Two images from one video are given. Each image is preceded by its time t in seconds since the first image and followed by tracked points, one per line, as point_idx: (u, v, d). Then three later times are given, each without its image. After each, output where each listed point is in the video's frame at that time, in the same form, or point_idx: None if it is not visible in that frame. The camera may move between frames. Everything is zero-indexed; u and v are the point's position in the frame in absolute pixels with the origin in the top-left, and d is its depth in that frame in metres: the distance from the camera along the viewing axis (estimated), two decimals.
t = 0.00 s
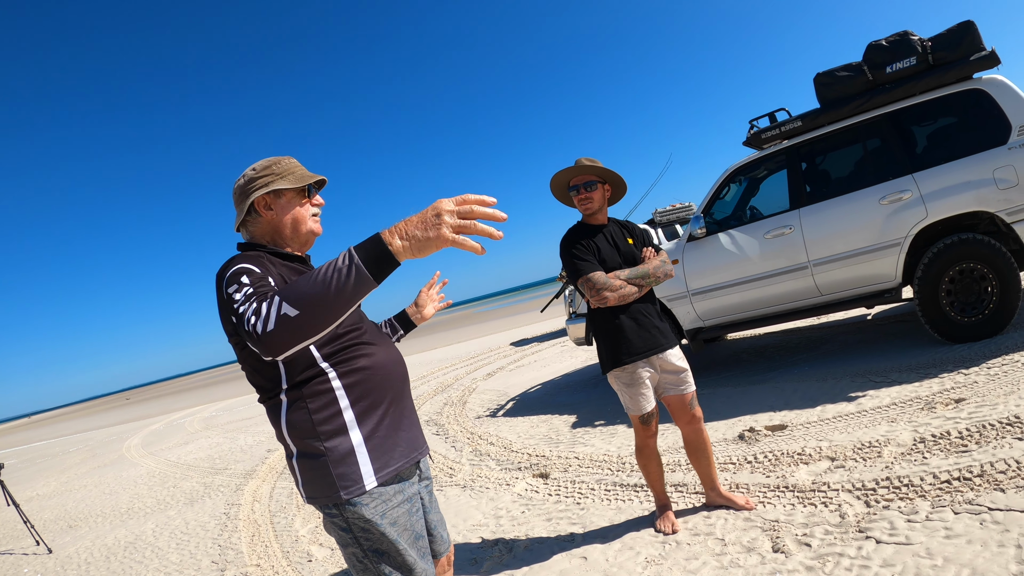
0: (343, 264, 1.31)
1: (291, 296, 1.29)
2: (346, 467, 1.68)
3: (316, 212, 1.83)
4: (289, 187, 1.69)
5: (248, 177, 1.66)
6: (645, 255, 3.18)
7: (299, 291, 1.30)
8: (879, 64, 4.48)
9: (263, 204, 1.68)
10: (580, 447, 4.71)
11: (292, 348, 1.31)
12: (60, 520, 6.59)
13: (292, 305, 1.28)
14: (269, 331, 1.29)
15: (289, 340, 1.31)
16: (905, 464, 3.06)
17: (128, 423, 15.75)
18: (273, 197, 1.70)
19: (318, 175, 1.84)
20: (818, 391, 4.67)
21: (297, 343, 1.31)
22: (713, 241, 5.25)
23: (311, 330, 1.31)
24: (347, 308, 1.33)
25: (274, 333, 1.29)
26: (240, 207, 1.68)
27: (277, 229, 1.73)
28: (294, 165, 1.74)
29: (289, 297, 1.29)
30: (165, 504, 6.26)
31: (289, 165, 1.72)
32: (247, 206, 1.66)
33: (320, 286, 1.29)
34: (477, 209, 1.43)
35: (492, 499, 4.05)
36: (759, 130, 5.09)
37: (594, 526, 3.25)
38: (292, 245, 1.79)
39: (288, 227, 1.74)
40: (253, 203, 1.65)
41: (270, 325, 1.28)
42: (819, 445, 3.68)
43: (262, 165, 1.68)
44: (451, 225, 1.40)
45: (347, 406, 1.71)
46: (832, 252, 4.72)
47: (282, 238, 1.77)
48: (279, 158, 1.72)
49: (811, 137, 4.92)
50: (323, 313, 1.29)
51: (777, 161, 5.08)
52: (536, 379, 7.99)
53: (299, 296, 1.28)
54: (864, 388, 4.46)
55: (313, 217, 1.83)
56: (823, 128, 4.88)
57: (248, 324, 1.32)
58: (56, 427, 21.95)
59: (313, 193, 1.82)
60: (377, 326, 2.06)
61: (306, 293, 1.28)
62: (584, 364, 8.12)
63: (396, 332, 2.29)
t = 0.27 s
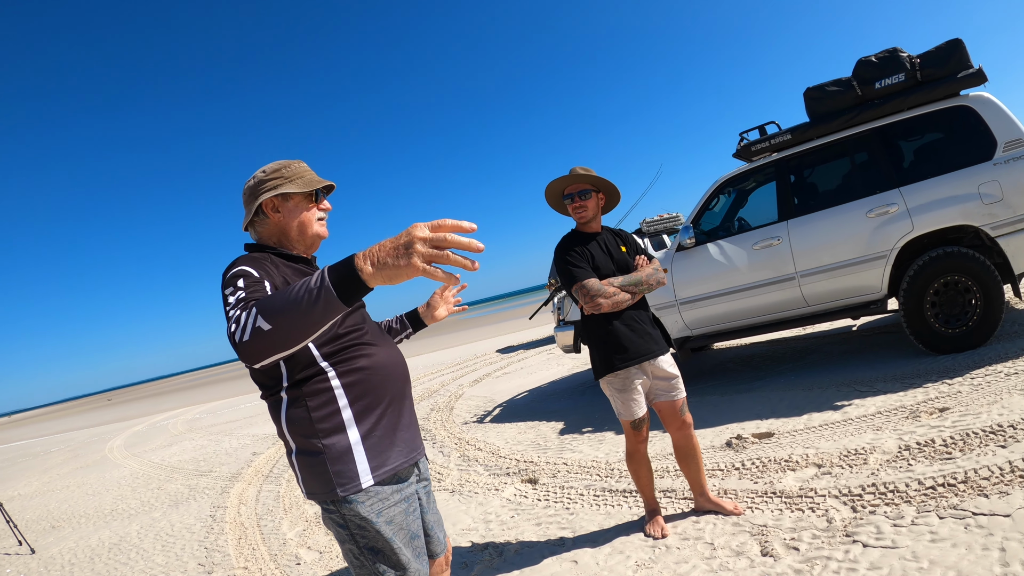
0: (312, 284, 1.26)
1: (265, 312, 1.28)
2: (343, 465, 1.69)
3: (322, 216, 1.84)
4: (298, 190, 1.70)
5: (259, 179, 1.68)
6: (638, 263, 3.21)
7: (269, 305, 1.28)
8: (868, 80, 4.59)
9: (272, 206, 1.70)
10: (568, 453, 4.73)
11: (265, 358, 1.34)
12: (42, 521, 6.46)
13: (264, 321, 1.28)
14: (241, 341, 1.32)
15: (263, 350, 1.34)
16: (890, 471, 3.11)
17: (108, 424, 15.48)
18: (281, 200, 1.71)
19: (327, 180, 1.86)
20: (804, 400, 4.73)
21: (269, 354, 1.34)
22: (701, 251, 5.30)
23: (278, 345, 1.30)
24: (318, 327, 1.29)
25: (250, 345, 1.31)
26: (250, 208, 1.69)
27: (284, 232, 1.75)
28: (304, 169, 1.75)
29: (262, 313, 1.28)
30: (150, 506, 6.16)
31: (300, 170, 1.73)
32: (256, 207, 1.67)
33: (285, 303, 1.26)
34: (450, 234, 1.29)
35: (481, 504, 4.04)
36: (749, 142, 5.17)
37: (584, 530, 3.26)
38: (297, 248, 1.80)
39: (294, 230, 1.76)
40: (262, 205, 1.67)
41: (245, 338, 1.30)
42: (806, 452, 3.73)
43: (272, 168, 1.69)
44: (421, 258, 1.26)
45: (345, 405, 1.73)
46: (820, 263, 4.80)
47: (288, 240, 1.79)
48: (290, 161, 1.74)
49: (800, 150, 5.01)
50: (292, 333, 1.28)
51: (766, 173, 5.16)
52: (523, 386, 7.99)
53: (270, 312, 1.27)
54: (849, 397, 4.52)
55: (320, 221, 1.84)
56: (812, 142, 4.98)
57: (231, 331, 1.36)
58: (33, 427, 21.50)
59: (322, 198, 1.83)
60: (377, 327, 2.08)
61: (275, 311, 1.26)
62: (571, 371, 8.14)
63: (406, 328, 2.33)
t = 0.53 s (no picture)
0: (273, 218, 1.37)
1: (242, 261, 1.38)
2: (338, 465, 1.70)
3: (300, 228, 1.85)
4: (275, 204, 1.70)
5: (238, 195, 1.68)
6: (628, 271, 3.21)
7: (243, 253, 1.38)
8: (857, 92, 4.66)
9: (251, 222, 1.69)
10: (556, 461, 4.70)
11: (252, 309, 1.42)
12: (24, 524, 6.32)
13: (242, 269, 1.38)
14: (229, 299, 1.41)
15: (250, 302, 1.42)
16: (877, 479, 3.12)
17: (91, 428, 15.20)
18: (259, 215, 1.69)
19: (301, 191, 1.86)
20: (792, 409, 4.74)
21: (255, 303, 1.41)
22: (691, 260, 5.32)
23: (263, 286, 1.39)
24: (293, 254, 1.39)
25: (241, 297, 1.40)
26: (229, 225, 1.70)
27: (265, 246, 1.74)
28: (281, 182, 1.74)
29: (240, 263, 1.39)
30: (134, 510, 6.05)
31: (276, 183, 1.73)
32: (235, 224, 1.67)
33: (258, 243, 1.36)
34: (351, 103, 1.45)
35: (468, 511, 4.00)
36: (739, 153, 5.22)
37: (572, 538, 3.24)
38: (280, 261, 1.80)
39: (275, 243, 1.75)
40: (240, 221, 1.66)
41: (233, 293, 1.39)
42: (793, 461, 3.73)
43: (249, 184, 1.69)
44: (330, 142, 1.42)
45: (336, 405, 1.74)
46: (808, 273, 4.84)
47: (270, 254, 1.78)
48: (267, 176, 1.73)
49: (789, 161, 5.06)
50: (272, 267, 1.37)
51: (755, 184, 5.20)
52: (511, 394, 7.96)
53: (245, 258, 1.37)
54: (836, 406, 4.54)
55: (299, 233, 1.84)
56: (801, 153, 5.03)
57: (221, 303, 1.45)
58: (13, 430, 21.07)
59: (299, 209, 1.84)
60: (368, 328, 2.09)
61: (249, 255, 1.36)
62: (560, 379, 8.13)
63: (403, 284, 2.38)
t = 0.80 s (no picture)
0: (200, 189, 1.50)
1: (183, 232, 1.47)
2: (318, 474, 1.65)
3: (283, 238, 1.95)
4: (254, 216, 1.82)
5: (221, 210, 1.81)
6: (618, 279, 3.18)
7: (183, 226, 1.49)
8: (851, 101, 4.66)
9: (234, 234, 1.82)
10: (547, 469, 4.64)
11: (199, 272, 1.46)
12: (13, 528, 6.21)
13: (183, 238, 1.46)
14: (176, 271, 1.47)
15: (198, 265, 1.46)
16: (869, 489, 3.08)
17: (82, 432, 15.03)
18: (240, 227, 1.83)
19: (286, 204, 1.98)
20: (784, 419, 4.70)
21: (203, 263, 1.46)
22: (683, 269, 5.30)
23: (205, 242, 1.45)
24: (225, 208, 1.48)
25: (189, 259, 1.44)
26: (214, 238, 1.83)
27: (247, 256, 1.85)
28: (262, 196, 1.88)
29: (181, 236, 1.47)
30: (125, 515, 5.95)
31: (256, 198, 1.85)
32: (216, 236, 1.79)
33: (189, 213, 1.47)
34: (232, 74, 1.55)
35: (457, 519, 3.93)
36: (732, 161, 5.21)
37: (560, 547, 3.17)
38: (263, 271, 1.91)
39: (257, 254, 1.86)
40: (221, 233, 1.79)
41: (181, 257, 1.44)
42: (784, 471, 3.69)
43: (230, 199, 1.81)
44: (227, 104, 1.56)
45: (315, 413, 1.69)
46: (801, 283, 4.81)
47: (253, 265, 1.88)
48: (249, 191, 1.86)
49: (783, 170, 5.05)
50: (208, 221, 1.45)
51: (749, 193, 5.18)
52: (503, 402, 7.89)
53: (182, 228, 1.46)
54: (829, 416, 4.50)
55: (282, 242, 1.94)
56: (794, 162, 5.02)
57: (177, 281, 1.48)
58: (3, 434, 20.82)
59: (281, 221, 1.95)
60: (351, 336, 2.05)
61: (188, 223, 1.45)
62: (552, 387, 8.06)
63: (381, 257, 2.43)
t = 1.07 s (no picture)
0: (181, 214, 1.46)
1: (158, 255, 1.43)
2: (293, 479, 1.60)
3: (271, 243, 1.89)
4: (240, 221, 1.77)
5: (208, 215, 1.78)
6: (607, 284, 3.14)
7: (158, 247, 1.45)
8: (842, 106, 4.67)
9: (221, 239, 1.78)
10: (536, 474, 4.59)
11: (166, 298, 1.42)
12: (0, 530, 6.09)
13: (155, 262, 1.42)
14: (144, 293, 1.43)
15: (166, 291, 1.42)
16: (859, 495, 3.05)
17: (71, 435, 14.82)
18: (227, 231, 1.79)
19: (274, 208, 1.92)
20: (775, 424, 4.67)
21: (169, 292, 1.41)
22: (674, 273, 5.28)
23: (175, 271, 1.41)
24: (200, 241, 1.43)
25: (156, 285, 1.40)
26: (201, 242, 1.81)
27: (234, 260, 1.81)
28: (251, 200, 1.83)
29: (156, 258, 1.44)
30: (114, 518, 5.85)
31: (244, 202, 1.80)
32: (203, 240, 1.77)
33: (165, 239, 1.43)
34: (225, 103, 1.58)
35: (446, 524, 3.87)
36: (724, 166, 5.20)
37: (548, 553, 3.12)
38: (250, 275, 1.86)
39: (242, 257, 1.82)
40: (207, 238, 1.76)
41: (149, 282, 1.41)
42: (774, 476, 3.65)
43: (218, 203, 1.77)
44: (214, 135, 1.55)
45: (292, 418, 1.64)
46: (792, 287, 4.80)
47: (239, 269, 1.84)
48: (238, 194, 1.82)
49: (774, 175, 5.04)
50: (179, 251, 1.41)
51: (740, 198, 5.17)
52: (494, 406, 7.83)
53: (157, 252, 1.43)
54: (819, 421, 4.48)
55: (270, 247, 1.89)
56: (786, 167, 5.02)
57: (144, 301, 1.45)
58: None
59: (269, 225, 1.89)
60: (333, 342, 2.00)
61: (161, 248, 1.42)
62: (543, 392, 8.01)
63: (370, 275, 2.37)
